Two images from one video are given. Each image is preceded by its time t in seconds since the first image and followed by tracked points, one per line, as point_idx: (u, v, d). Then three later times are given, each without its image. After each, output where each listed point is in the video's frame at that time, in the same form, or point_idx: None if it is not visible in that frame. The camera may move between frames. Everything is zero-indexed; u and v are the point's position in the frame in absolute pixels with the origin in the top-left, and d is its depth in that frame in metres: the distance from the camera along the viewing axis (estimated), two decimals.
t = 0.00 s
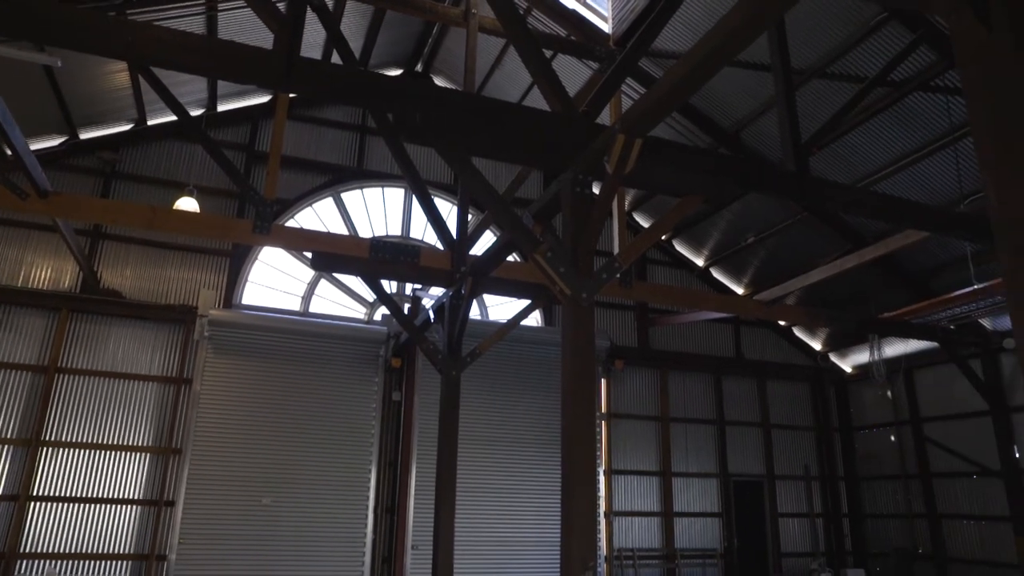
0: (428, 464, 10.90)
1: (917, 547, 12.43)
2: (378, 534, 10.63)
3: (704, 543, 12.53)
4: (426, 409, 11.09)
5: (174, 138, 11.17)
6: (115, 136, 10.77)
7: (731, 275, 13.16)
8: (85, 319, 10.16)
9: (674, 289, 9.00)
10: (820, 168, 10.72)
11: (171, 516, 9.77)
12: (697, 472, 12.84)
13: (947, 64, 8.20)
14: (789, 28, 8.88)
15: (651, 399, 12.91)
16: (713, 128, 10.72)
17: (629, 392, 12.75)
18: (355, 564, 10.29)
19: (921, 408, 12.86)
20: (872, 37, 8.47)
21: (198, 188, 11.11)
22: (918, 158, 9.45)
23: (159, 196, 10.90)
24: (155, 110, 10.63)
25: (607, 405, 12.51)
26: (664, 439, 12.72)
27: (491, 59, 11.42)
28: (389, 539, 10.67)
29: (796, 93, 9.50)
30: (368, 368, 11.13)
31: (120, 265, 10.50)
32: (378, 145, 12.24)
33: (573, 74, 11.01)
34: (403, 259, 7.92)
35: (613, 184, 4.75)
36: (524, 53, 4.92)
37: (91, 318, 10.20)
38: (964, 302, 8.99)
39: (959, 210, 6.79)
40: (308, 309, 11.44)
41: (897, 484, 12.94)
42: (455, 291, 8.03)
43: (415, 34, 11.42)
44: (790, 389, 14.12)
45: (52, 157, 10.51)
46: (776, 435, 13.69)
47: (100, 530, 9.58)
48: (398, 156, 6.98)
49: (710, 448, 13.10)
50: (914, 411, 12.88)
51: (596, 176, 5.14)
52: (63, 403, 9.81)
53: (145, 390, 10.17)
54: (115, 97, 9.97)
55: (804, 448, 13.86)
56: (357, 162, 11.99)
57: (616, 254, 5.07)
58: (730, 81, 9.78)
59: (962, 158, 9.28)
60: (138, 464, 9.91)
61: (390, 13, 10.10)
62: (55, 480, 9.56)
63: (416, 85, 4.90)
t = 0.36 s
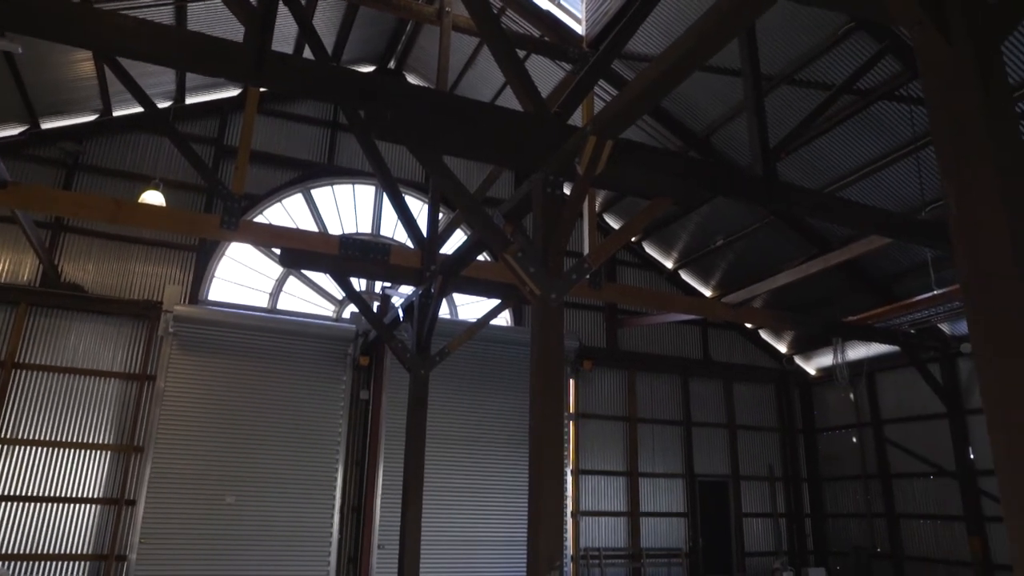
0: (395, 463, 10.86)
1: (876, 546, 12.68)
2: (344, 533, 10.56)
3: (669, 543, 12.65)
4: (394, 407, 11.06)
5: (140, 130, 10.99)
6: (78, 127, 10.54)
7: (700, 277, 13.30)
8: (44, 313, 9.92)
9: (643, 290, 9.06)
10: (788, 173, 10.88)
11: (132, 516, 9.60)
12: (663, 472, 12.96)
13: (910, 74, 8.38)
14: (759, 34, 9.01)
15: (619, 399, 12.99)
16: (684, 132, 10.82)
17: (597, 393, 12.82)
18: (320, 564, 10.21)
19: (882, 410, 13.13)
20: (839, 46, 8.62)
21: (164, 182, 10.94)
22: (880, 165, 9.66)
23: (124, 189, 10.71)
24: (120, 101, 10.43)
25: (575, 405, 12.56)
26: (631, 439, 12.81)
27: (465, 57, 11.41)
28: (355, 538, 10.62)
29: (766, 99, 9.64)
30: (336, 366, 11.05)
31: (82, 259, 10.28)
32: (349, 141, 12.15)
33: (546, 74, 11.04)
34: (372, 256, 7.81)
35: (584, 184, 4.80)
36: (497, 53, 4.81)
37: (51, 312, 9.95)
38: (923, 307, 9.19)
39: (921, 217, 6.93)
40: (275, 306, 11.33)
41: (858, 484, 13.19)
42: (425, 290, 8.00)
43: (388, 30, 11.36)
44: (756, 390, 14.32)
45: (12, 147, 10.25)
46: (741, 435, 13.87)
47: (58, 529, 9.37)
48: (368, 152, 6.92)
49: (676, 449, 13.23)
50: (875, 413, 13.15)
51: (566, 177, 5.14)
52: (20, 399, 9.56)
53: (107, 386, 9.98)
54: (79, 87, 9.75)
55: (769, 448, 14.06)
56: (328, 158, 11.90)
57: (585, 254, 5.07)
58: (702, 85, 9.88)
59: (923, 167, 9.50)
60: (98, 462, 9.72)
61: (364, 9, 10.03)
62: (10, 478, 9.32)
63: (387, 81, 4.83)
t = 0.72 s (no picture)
0: (366, 463, 10.81)
1: (842, 545, 12.88)
2: (315, 532, 10.50)
3: (640, 543, 12.73)
4: (366, 406, 11.02)
5: (110, 123, 10.81)
6: (45, 118, 10.33)
7: (673, 279, 13.41)
8: (7, 307, 9.66)
9: (616, 291, 9.11)
10: (761, 177, 11.02)
11: (97, 515, 9.44)
12: (635, 472, 13.05)
13: (880, 82, 8.52)
14: (735, 39, 9.10)
15: (591, 399, 13.05)
16: (660, 134, 10.89)
17: (570, 393, 12.87)
18: (289, 564, 10.13)
19: (850, 412, 13.35)
20: (812, 53, 8.75)
21: (135, 176, 10.78)
22: (850, 172, 9.82)
23: (92, 183, 10.53)
24: (90, 92, 10.24)
25: (548, 405, 12.59)
26: (603, 439, 12.88)
27: (442, 56, 11.40)
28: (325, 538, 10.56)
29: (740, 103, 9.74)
30: (308, 364, 10.96)
31: (48, 253, 10.07)
32: (323, 138, 12.07)
33: (523, 74, 11.05)
34: (345, 254, 7.75)
35: (559, 185, 4.74)
36: (476, 52, 4.76)
37: (15, 307, 9.70)
38: (890, 311, 9.35)
39: (890, 222, 7.04)
40: (247, 303, 11.22)
41: (826, 485, 13.39)
42: (398, 288, 7.97)
43: (365, 27, 11.31)
44: (727, 392, 14.47)
45: None
46: (712, 436, 14.01)
47: (20, 529, 9.16)
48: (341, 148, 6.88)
49: (648, 449, 13.33)
50: (843, 415, 13.35)
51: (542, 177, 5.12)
52: None
53: (73, 383, 9.77)
54: (47, 77, 9.55)
55: (739, 449, 14.23)
56: (302, 154, 11.79)
57: (560, 256, 5.05)
58: (677, 88, 9.95)
59: (892, 174, 9.68)
60: (63, 461, 9.52)
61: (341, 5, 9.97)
62: None
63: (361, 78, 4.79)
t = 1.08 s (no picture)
0: (338, 462, 10.78)
1: (809, 545, 13.07)
2: (285, 532, 10.41)
3: (610, 543, 12.80)
4: (338, 404, 10.97)
5: (79, 115, 10.62)
6: (11, 108, 10.11)
7: (647, 281, 13.51)
8: None
9: (589, 291, 9.15)
10: (734, 181, 11.14)
11: (61, 515, 9.22)
12: (606, 472, 13.12)
13: (851, 88, 8.66)
14: (710, 44, 9.19)
15: (564, 400, 13.10)
16: (635, 137, 10.96)
17: (543, 394, 12.90)
18: (258, 563, 10.04)
19: (818, 414, 13.55)
20: (786, 59, 8.87)
21: (104, 169, 10.60)
22: (821, 176, 9.92)
23: (59, 175, 10.34)
24: (58, 83, 10.05)
25: (521, 405, 12.60)
26: (575, 440, 12.93)
27: (418, 54, 11.38)
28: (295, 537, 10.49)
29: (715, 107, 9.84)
30: (279, 361, 10.87)
31: (13, 246, 9.85)
32: (298, 134, 11.98)
33: (499, 74, 11.06)
34: (318, 252, 7.69)
35: (535, 185, 4.75)
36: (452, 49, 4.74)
37: None
38: (858, 314, 9.49)
39: (859, 227, 7.15)
40: (218, 300, 11.10)
41: (794, 485, 13.57)
42: (372, 286, 7.93)
43: (341, 23, 11.24)
44: (698, 393, 14.61)
45: None
46: (683, 437, 14.14)
47: None
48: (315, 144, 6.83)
49: (619, 450, 13.41)
50: (812, 417, 13.55)
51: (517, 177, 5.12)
52: None
53: (37, 379, 9.53)
54: (13, 66, 9.34)
55: (709, 450, 14.38)
56: (276, 150, 11.70)
57: (534, 256, 5.06)
58: (653, 91, 10.03)
59: (862, 179, 9.84)
60: (25, 459, 9.27)
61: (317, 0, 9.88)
62: None
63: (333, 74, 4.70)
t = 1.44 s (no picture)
0: (316, 458, 10.76)
1: (785, 545, 13.20)
2: (262, 531, 10.34)
3: (589, 542, 12.84)
4: (317, 402, 10.94)
5: (54, 108, 10.47)
6: None
7: (627, 281, 13.57)
8: None
9: (569, 292, 9.16)
10: (715, 184, 11.22)
11: (31, 514, 9.10)
12: (585, 472, 13.16)
13: (830, 93, 8.75)
14: (692, 47, 9.26)
15: (544, 400, 13.12)
16: (617, 138, 11.01)
17: (523, 394, 12.91)
18: (234, 564, 9.97)
19: (795, 415, 13.69)
20: (767, 63, 8.94)
21: (80, 163, 10.46)
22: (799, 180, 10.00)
23: (33, 169, 10.19)
24: (33, 75, 9.89)
25: (500, 405, 12.61)
26: (554, 440, 12.95)
27: (401, 52, 11.34)
28: (272, 537, 10.41)
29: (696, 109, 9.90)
30: (257, 359, 10.79)
31: None
32: (278, 131, 11.89)
33: (482, 73, 11.05)
34: (297, 250, 7.63)
35: (517, 185, 4.73)
36: (432, 48, 4.72)
37: None
38: (835, 317, 9.59)
39: (837, 231, 7.22)
40: (196, 297, 11.00)
41: (770, 485, 13.70)
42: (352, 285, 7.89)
43: (324, 19, 11.18)
44: (677, 394, 14.73)
45: None
46: (662, 437, 14.23)
47: None
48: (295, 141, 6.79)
49: (598, 450, 13.46)
50: (789, 418, 13.69)
51: (498, 177, 5.12)
52: None
53: (8, 377, 9.43)
54: None
55: (687, 450, 14.48)
56: (256, 147, 11.61)
57: (516, 256, 5.06)
58: (635, 92, 10.07)
59: (840, 183, 9.95)
60: None
61: None
62: None
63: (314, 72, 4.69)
